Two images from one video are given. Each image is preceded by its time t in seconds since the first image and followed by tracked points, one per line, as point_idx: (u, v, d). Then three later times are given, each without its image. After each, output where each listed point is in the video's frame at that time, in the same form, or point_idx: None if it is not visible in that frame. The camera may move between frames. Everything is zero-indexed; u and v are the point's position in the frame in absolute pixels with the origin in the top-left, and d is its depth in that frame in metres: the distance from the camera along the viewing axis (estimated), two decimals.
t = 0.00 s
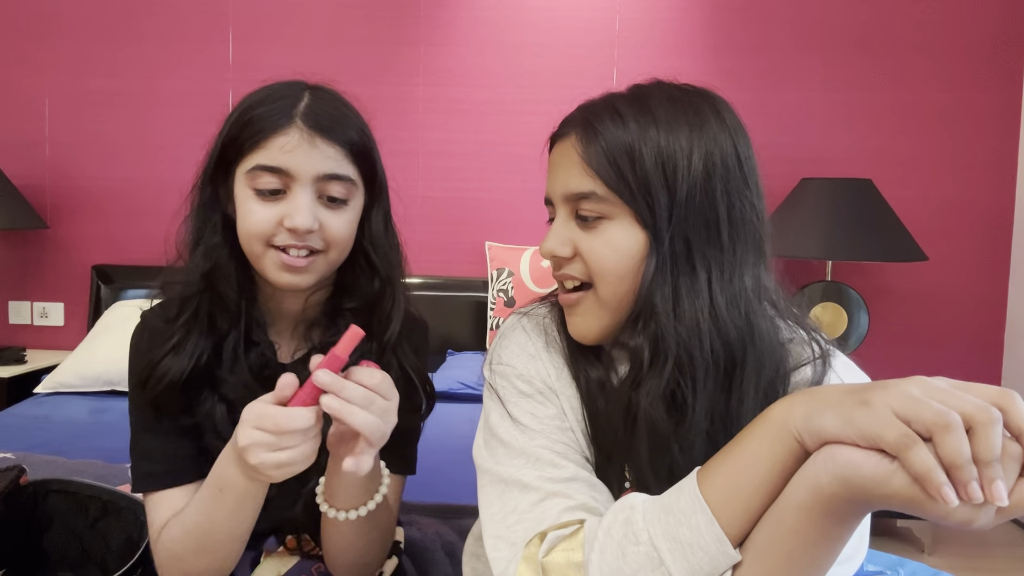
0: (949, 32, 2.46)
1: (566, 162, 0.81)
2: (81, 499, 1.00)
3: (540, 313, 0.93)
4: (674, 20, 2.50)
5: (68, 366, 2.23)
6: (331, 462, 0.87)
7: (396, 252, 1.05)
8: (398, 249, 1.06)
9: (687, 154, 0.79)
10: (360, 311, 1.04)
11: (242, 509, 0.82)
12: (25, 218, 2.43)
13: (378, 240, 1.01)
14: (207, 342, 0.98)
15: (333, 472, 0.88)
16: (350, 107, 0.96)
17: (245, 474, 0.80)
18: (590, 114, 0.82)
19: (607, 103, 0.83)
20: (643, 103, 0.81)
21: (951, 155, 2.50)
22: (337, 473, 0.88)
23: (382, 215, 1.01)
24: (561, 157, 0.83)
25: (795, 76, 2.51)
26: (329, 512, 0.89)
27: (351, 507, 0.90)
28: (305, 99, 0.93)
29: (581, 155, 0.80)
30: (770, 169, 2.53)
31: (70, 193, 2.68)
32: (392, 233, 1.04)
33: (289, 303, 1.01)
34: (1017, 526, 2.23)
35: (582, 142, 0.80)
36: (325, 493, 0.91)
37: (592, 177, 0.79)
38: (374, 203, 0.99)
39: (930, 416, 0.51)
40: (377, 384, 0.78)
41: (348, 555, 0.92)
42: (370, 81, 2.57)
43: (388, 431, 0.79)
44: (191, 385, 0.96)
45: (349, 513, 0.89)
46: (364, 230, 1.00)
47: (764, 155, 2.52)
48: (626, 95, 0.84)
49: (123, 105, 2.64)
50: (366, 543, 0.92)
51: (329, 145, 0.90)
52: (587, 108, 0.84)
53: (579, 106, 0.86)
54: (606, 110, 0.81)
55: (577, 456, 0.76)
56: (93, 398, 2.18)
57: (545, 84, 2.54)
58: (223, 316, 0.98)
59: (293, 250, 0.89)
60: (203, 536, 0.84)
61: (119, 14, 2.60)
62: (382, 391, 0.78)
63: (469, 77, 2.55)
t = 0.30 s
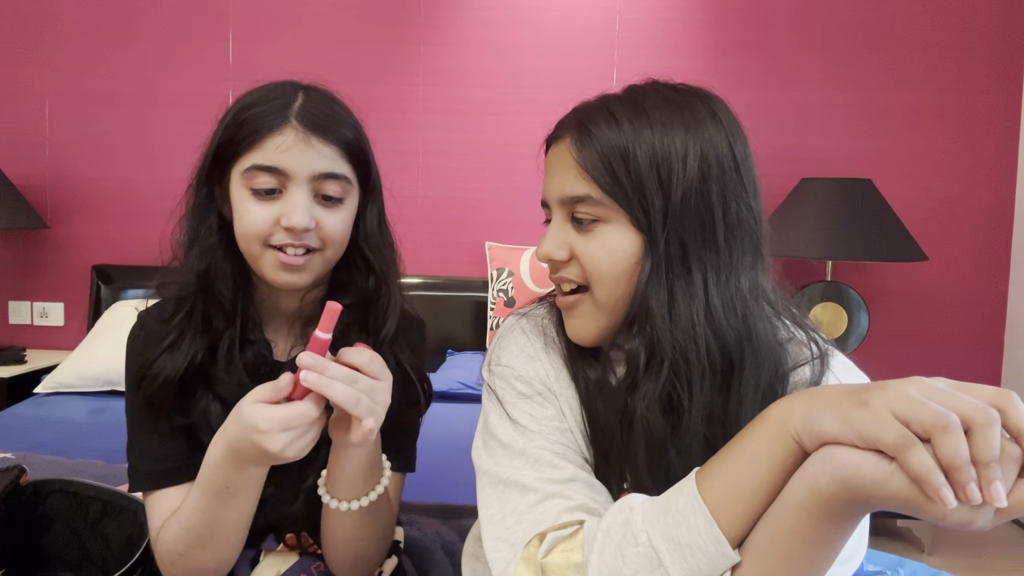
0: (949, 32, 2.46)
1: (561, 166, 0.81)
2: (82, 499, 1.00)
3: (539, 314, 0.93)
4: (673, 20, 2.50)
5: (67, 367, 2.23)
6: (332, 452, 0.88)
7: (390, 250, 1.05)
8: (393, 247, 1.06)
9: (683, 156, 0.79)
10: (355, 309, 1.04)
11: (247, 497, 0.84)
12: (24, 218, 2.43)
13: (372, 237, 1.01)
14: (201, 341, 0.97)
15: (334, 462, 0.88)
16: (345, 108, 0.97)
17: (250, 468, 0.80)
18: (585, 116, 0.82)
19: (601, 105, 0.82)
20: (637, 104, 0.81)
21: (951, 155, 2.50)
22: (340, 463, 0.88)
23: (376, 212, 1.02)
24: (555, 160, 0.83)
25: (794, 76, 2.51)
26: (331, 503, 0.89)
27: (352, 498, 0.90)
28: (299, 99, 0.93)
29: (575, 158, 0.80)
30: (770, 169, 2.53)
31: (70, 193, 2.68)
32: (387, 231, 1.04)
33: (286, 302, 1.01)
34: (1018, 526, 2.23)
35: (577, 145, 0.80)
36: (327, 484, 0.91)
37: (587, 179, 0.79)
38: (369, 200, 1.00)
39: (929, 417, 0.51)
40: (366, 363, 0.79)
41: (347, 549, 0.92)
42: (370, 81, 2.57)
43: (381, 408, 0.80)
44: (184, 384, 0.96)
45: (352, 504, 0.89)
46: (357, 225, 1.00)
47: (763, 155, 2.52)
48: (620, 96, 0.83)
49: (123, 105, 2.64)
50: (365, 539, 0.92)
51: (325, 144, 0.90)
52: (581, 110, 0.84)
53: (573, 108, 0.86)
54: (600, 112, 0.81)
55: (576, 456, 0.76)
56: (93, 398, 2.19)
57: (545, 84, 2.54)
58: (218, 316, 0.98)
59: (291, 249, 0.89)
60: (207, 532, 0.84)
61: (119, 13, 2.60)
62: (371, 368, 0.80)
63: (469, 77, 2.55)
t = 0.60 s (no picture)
0: (948, 32, 2.46)
1: (559, 165, 0.81)
2: (82, 500, 1.01)
3: (538, 315, 0.94)
4: (673, 20, 2.50)
5: (67, 367, 2.23)
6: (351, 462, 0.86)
7: (390, 248, 1.05)
8: (392, 250, 1.07)
9: (681, 156, 0.79)
10: (354, 307, 1.04)
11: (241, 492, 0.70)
12: (25, 218, 2.43)
13: (372, 236, 1.00)
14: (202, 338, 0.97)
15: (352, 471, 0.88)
16: (341, 105, 0.97)
17: (253, 456, 0.66)
18: (584, 115, 0.82)
19: (599, 105, 0.82)
20: (636, 104, 0.81)
21: (950, 155, 2.50)
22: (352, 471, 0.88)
23: (376, 207, 1.01)
24: (553, 160, 0.83)
25: (794, 76, 2.51)
26: (342, 511, 0.89)
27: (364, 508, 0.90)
28: (294, 96, 0.93)
29: (574, 157, 0.80)
30: (770, 169, 2.53)
31: (70, 193, 2.68)
32: (387, 229, 1.04)
33: (286, 301, 1.01)
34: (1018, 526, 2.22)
35: (575, 144, 0.80)
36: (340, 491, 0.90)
37: (585, 179, 0.79)
38: (367, 194, 0.99)
39: (927, 417, 0.52)
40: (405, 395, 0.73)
41: (349, 551, 0.92)
42: (370, 81, 2.57)
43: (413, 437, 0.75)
44: (185, 381, 0.96)
45: (363, 514, 0.89)
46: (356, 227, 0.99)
47: (763, 155, 2.52)
48: (618, 95, 0.83)
49: (123, 106, 2.64)
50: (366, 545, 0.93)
51: (319, 136, 0.90)
52: (579, 110, 0.84)
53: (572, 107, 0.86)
54: (598, 112, 0.81)
55: (575, 457, 0.76)
56: (93, 399, 2.19)
57: (545, 84, 2.54)
58: (218, 314, 0.99)
59: (286, 243, 0.89)
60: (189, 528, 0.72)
61: (119, 13, 2.60)
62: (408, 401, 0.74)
63: (469, 78, 2.55)
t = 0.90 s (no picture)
0: (948, 32, 2.46)
1: (584, 151, 0.81)
2: (81, 499, 1.00)
3: (534, 315, 0.94)
4: (673, 20, 2.50)
5: (67, 366, 2.23)
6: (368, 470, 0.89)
7: (391, 241, 1.06)
8: (394, 242, 1.07)
9: (708, 154, 0.80)
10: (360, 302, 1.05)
11: (266, 455, 0.67)
12: (25, 218, 2.43)
13: (373, 229, 1.02)
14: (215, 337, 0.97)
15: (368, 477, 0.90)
16: (335, 99, 0.98)
17: (285, 418, 0.63)
18: (611, 104, 0.83)
19: (626, 95, 0.83)
20: (662, 98, 0.83)
21: (951, 155, 2.50)
22: (369, 477, 0.91)
23: (377, 203, 1.03)
24: (577, 146, 0.83)
25: (795, 76, 2.50)
26: (359, 519, 0.91)
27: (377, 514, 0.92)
28: (285, 89, 0.94)
29: (603, 144, 0.80)
30: (770, 169, 2.53)
31: (70, 193, 2.68)
32: (387, 223, 1.06)
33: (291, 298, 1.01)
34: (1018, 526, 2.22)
35: (603, 131, 0.81)
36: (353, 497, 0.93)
37: (614, 167, 0.79)
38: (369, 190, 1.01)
39: (927, 419, 0.51)
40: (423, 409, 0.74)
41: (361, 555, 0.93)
42: (369, 81, 2.57)
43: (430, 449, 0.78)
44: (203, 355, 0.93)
45: (379, 519, 0.91)
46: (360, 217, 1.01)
47: (763, 155, 2.52)
48: (642, 89, 0.85)
49: (123, 105, 2.64)
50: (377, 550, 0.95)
51: (307, 128, 0.90)
52: (604, 99, 0.84)
53: (592, 100, 0.87)
54: (626, 102, 0.82)
55: (574, 457, 0.76)
56: (93, 398, 2.19)
57: (545, 84, 2.54)
58: (233, 306, 0.98)
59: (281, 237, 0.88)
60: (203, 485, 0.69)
61: (119, 13, 2.60)
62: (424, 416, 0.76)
63: (469, 78, 2.55)
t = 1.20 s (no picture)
0: (948, 32, 2.46)
1: (609, 141, 0.81)
2: (80, 499, 1.00)
3: (536, 313, 0.94)
4: (673, 20, 2.50)
5: (67, 367, 2.23)
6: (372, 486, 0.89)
7: (397, 242, 1.06)
8: (402, 244, 1.07)
9: (730, 155, 0.83)
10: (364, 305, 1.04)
11: (276, 458, 0.66)
12: (25, 218, 2.43)
13: (381, 234, 1.02)
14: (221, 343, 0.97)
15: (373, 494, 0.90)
16: (343, 99, 0.98)
17: (294, 419, 0.63)
18: (633, 97, 0.83)
19: (649, 88, 0.85)
20: (685, 95, 0.84)
21: (951, 155, 2.50)
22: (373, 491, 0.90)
23: (384, 206, 1.03)
24: (601, 135, 0.82)
25: (795, 76, 2.50)
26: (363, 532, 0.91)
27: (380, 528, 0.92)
28: (291, 90, 0.94)
29: (631, 134, 0.81)
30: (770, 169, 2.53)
31: (70, 193, 2.68)
32: (394, 225, 1.05)
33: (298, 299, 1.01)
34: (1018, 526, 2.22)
35: (630, 122, 0.81)
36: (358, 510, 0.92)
37: (643, 159, 0.80)
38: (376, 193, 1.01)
39: (927, 420, 0.51)
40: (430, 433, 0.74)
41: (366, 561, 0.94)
42: (369, 81, 2.57)
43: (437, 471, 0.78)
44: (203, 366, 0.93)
45: (381, 534, 0.91)
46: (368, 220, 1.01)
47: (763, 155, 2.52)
48: (662, 83, 0.86)
49: (124, 106, 2.64)
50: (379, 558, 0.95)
51: (313, 131, 0.90)
52: (625, 92, 0.85)
53: (608, 93, 0.87)
54: (650, 94, 0.83)
55: (575, 456, 0.76)
56: (93, 398, 2.19)
57: (545, 85, 2.54)
58: (239, 311, 0.98)
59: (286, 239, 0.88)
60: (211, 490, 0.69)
61: (119, 13, 2.60)
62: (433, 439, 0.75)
63: (469, 78, 2.55)
